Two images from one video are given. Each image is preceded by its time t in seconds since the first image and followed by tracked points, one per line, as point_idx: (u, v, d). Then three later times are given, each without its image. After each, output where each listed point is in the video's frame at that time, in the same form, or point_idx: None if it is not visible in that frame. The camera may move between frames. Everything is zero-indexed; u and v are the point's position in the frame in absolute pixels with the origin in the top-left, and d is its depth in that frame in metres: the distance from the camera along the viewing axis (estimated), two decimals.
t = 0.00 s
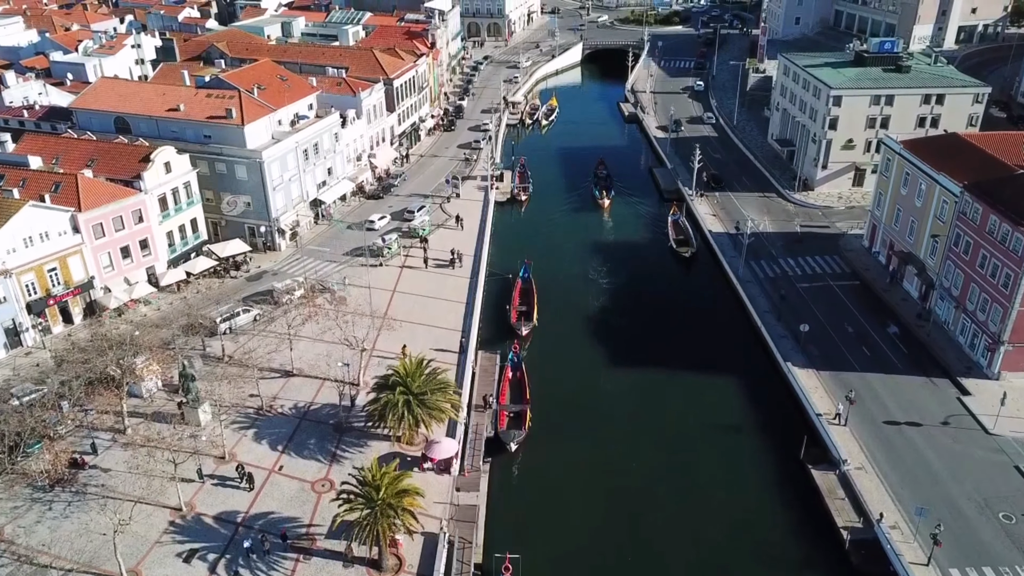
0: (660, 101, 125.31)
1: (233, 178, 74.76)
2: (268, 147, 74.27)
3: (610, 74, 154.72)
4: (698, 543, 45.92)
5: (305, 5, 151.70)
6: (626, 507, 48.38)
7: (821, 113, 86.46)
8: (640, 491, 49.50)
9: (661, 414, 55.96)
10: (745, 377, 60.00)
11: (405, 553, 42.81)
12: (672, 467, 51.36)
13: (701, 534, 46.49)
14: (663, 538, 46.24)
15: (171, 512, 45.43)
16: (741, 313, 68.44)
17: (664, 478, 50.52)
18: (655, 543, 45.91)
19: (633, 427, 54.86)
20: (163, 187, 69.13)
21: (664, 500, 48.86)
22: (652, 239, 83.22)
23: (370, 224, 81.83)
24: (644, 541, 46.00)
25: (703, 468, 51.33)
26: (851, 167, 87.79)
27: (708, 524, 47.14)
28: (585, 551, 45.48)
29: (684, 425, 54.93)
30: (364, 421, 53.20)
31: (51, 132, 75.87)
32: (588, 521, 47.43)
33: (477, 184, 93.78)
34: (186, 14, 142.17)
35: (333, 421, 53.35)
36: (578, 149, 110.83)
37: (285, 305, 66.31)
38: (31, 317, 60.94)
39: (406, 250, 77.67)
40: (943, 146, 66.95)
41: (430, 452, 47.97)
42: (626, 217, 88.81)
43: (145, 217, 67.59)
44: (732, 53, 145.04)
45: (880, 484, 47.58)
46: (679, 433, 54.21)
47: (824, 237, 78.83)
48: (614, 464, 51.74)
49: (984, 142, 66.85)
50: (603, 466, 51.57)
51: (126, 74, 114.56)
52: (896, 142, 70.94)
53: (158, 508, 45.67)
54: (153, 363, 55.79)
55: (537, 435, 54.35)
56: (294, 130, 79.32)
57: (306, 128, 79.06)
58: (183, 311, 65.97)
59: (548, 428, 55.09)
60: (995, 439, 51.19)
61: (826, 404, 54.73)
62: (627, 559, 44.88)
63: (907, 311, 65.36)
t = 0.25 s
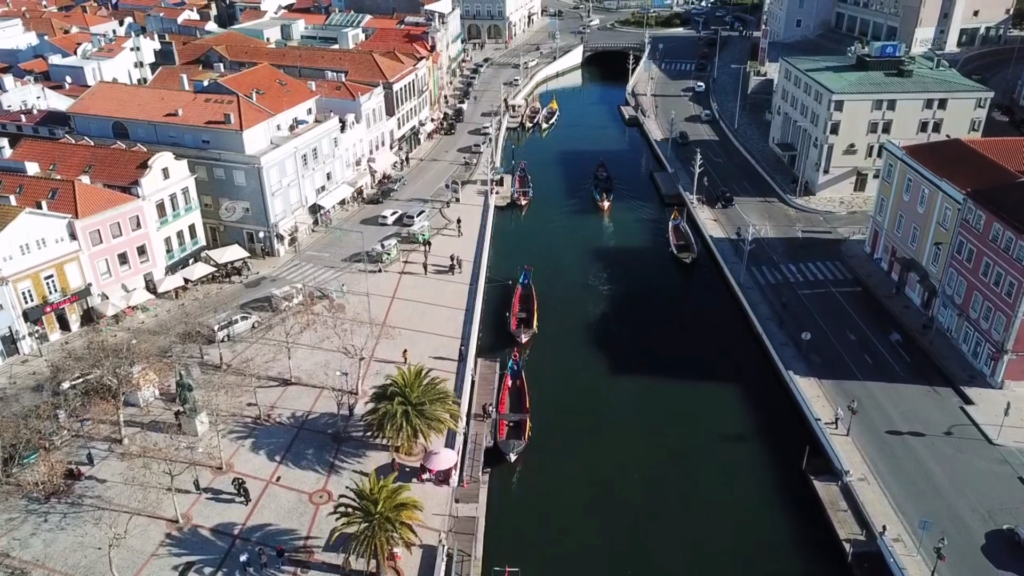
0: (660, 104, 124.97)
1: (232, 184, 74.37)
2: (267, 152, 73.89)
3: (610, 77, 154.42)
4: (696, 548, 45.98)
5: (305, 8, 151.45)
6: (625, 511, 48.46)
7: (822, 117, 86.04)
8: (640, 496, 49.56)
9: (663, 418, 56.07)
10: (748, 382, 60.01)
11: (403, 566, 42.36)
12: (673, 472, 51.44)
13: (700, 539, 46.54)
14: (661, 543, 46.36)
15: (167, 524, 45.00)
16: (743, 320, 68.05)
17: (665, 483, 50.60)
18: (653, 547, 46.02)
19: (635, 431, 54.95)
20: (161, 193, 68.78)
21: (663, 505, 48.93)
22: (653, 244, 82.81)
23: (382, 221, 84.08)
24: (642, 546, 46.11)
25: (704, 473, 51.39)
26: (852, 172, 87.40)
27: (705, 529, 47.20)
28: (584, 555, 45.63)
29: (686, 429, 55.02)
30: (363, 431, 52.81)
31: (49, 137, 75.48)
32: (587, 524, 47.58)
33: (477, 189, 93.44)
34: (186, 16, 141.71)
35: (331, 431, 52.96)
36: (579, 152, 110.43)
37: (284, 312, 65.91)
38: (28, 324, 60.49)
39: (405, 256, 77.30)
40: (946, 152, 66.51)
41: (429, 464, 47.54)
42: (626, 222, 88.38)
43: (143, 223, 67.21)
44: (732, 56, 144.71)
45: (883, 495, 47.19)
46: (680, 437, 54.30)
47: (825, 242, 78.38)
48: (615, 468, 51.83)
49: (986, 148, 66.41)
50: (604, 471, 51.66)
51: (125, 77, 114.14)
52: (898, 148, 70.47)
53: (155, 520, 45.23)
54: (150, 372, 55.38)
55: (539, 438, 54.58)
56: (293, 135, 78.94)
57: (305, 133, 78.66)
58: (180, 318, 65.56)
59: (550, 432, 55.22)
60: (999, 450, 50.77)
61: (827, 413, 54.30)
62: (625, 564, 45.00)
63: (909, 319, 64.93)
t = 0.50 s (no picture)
0: (661, 108, 124.56)
1: (230, 190, 73.93)
2: (265, 158, 73.40)
3: (610, 79, 153.97)
4: (696, 550, 46.27)
5: (304, 10, 151.10)
6: (626, 514, 48.76)
7: (824, 122, 85.55)
8: (640, 499, 49.87)
9: (664, 423, 56.18)
10: (749, 387, 60.08)
11: None
12: (673, 475, 51.66)
13: (700, 541, 46.81)
14: (662, 545, 46.63)
15: (163, 537, 44.53)
16: (744, 328, 67.61)
17: (665, 486, 50.82)
18: (653, 550, 46.29)
19: (636, 434, 55.14)
20: (158, 199, 68.36)
21: (663, 508, 49.21)
22: (654, 250, 82.39)
23: (397, 215, 86.30)
24: (642, 548, 46.39)
25: (704, 476, 51.56)
26: (854, 178, 86.95)
27: (705, 531, 47.50)
28: (585, 557, 45.89)
29: (687, 433, 55.17)
30: (361, 442, 52.36)
31: (46, 143, 75.08)
32: (587, 526, 47.90)
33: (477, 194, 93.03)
34: (185, 18, 141.18)
35: (329, 442, 52.52)
36: (579, 157, 110.02)
37: (282, 320, 65.47)
38: (24, 333, 60.03)
39: (404, 262, 76.87)
40: (948, 159, 66.05)
41: (427, 476, 47.12)
42: (627, 228, 87.94)
43: (140, 230, 66.75)
44: (733, 58, 144.29)
45: (885, 508, 46.76)
46: (681, 441, 54.45)
47: (827, 249, 77.93)
48: (615, 471, 52.07)
49: (988, 155, 65.99)
50: (605, 474, 51.90)
51: (123, 81, 113.74)
52: (900, 155, 70.02)
53: (150, 534, 44.76)
54: (147, 382, 54.91)
55: (541, 442, 54.79)
56: (291, 141, 78.42)
57: (304, 138, 78.19)
58: (178, 327, 65.14)
59: (551, 435, 55.48)
60: (1002, 461, 50.31)
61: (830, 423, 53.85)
62: (624, 565, 45.32)
63: (912, 327, 64.47)
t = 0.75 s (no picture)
0: (662, 111, 124.16)
1: (228, 196, 73.53)
2: (263, 164, 72.97)
3: (611, 82, 153.58)
4: (699, 553, 46.48)
5: (304, 13, 150.90)
6: (629, 518, 48.98)
7: (825, 127, 85.14)
8: (643, 503, 50.06)
9: (666, 428, 56.33)
10: (751, 392, 60.14)
11: None
12: (675, 480, 51.82)
13: (703, 545, 47.01)
14: (665, 549, 46.82)
15: (159, 550, 44.11)
16: (745, 336, 67.21)
17: (668, 490, 51.00)
18: (657, 554, 46.48)
19: (638, 439, 55.27)
20: (156, 206, 67.97)
21: (666, 512, 49.41)
22: (654, 255, 81.97)
23: (406, 209, 88.40)
24: (645, 552, 46.59)
25: (707, 481, 51.73)
26: (855, 183, 86.54)
27: (708, 534, 47.71)
28: (588, 562, 46.06)
29: (689, 438, 55.32)
30: (359, 452, 51.94)
31: (44, 148, 74.70)
32: (591, 530, 48.11)
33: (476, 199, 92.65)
34: (184, 21, 140.96)
35: (327, 452, 52.10)
36: (579, 161, 109.60)
37: (280, 328, 65.06)
38: (20, 341, 59.60)
39: (403, 268, 76.47)
40: (951, 165, 65.66)
41: (426, 488, 46.71)
42: (627, 233, 87.52)
43: (137, 237, 66.33)
44: (734, 61, 143.86)
45: (887, 520, 46.35)
46: (683, 445, 54.60)
47: (828, 255, 77.49)
48: (618, 475, 52.27)
49: (991, 161, 65.57)
50: (608, 478, 52.08)
51: (122, 84, 113.46)
52: (902, 161, 69.58)
53: (146, 546, 44.35)
54: (144, 392, 54.52)
55: (542, 447, 54.94)
56: (289, 146, 77.98)
57: (302, 144, 77.80)
58: (175, 335, 64.71)
59: (550, 439, 55.73)
60: (1006, 473, 49.88)
61: (832, 433, 53.42)
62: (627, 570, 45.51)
63: (914, 335, 64.03)
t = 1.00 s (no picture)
0: (662, 115, 123.75)
1: (226, 203, 73.08)
2: (261, 170, 72.52)
3: (611, 85, 153.20)
4: (699, 554, 46.83)
5: (304, 16, 150.59)
6: (630, 518, 49.34)
7: (827, 132, 84.66)
8: (643, 503, 50.41)
9: (665, 429, 56.62)
10: (749, 395, 60.41)
11: None
12: (675, 481, 52.14)
13: (703, 546, 47.36)
14: (666, 549, 47.16)
15: (154, 564, 43.62)
16: (746, 344, 66.74)
17: (667, 491, 51.36)
18: (658, 554, 46.83)
19: (638, 440, 55.59)
20: (153, 213, 67.57)
21: (666, 512, 49.76)
22: (655, 262, 81.52)
23: (416, 203, 91.24)
24: (646, 553, 46.92)
25: (706, 481, 52.05)
26: (857, 189, 86.08)
27: (708, 535, 48.05)
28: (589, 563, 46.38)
29: (688, 440, 55.62)
30: (357, 464, 51.48)
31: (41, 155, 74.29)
32: (591, 531, 48.48)
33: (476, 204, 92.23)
34: (183, 25, 140.66)
35: (324, 463, 51.64)
36: (579, 165, 109.17)
37: (278, 336, 64.61)
38: (16, 350, 59.16)
39: (402, 275, 76.04)
40: (953, 172, 65.23)
41: (424, 500, 46.31)
42: (628, 239, 87.06)
43: (134, 245, 65.88)
44: (735, 64, 143.45)
45: (890, 534, 45.87)
46: (683, 447, 54.90)
47: (830, 262, 77.02)
48: (618, 476, 52.58)
49: (994, 168, 65.11)
50: (608, 479, 52.39)
51: (121, 88, 113.09)
52: (904, 168, 69.10)
53: (141, 561, 43.87)
54: (141, 402, 54.06)
55: (543, 449, 55.19)
56: (287, 152, 77.55)
57: (301, 150, 77.34)
58: (173, 343, 64.24)
59: (550, 441, 56.01)
60: (1010, 485, 49.42)
61: (834, 445, 52.93)
62: (628, 570, 45.86)
63: (917, 343, 63.55)
